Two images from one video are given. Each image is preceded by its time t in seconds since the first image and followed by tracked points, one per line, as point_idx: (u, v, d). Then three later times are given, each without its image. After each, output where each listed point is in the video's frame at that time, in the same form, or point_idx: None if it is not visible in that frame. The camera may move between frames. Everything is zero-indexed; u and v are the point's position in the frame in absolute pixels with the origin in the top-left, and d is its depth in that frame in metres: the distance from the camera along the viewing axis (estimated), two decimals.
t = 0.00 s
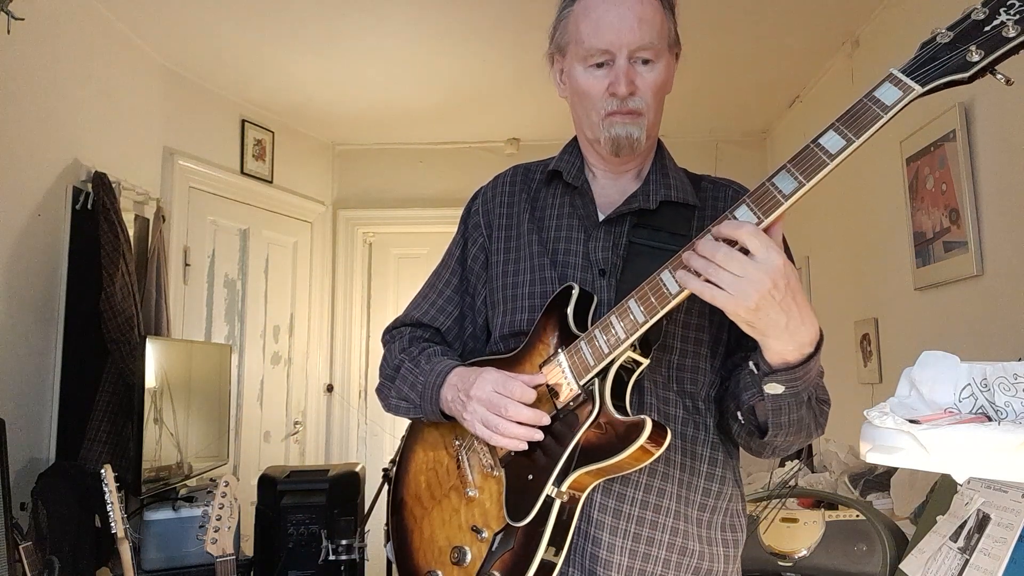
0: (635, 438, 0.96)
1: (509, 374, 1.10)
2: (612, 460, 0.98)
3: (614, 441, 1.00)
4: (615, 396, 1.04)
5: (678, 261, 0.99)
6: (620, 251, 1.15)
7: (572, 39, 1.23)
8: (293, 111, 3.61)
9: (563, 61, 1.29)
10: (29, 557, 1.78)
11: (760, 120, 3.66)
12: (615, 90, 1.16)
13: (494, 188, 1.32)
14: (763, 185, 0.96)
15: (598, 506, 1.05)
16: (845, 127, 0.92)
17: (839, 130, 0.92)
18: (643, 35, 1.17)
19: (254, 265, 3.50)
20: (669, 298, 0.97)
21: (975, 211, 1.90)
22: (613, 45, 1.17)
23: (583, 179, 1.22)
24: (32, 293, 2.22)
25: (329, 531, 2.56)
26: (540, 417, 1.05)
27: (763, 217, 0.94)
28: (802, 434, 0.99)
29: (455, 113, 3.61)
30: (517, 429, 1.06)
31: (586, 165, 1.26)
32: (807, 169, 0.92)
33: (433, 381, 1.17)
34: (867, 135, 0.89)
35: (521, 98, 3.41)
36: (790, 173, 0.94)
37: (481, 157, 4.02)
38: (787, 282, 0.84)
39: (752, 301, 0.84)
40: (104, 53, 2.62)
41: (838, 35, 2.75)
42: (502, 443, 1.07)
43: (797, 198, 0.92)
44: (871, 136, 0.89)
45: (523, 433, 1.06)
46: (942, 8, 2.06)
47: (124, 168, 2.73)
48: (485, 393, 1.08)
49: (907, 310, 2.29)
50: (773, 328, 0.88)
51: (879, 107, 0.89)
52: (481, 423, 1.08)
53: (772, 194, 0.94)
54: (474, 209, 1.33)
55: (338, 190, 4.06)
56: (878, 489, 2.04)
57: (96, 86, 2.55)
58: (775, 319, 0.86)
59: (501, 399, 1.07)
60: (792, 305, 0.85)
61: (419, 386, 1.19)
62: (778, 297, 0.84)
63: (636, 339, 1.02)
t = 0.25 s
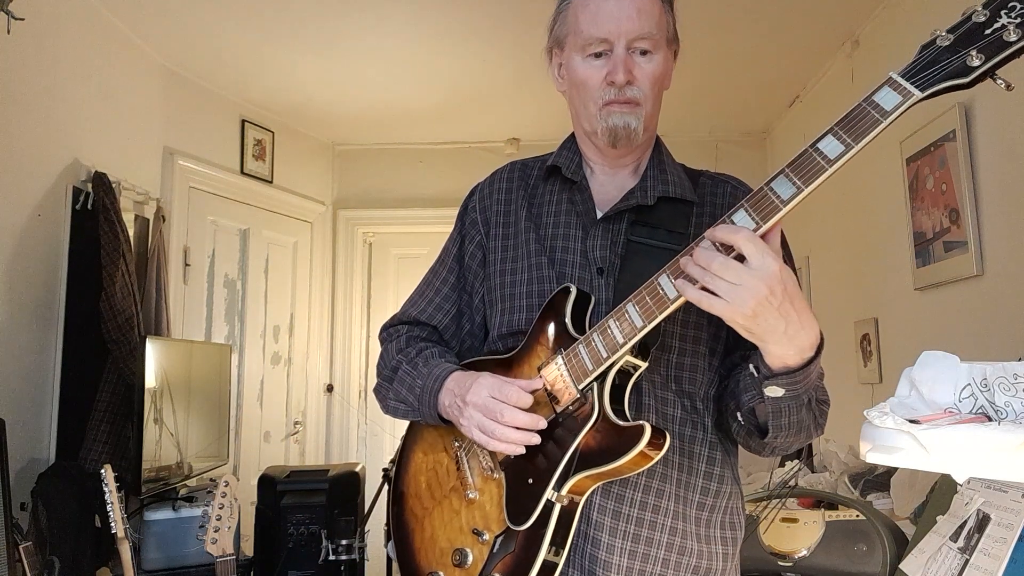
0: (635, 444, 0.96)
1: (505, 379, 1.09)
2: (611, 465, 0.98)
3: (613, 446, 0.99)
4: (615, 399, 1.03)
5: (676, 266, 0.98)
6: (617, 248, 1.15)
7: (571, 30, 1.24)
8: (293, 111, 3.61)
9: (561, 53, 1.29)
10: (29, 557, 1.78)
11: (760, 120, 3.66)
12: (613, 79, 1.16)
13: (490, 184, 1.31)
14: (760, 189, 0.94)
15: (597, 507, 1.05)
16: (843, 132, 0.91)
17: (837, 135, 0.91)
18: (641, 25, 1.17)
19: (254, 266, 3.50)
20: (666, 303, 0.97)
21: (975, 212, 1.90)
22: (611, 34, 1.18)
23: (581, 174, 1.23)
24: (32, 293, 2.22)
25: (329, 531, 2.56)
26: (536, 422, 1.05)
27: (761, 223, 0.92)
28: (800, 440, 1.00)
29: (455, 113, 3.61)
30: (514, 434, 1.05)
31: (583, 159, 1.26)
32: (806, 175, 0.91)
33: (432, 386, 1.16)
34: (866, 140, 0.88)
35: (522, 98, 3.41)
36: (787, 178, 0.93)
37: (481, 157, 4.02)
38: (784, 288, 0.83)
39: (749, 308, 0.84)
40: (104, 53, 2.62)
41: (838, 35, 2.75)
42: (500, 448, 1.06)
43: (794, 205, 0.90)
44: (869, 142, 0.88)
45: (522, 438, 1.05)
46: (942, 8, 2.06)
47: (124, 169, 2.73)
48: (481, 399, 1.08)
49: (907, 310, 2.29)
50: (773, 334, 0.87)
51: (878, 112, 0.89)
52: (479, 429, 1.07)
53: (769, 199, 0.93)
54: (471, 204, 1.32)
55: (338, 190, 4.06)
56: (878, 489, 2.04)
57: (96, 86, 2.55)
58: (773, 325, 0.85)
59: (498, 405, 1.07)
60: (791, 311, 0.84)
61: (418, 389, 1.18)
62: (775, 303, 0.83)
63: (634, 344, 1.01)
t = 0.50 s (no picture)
0: (635, 454, 0.97)
1: (502, 388, 1.08)
2: (612, 474, 0.99)
3: (614, 454, 1.00)
4: (615, 408, 1.03)
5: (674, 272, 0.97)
6: (616, 249, 1.15)
7: (568, 27, 1.23)
8: (293, 111, 3.61)
9: (558, 50, 1.28)
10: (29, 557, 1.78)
11: (760, 120, 3.66)
12: (610, 77, 1.15)
13: (487, 183, 1.32)
14: (759, 197, 0.92)
15: (600, 511, 1.06)
16: (843, 139, 0.88)
17: (837, 142, 0.89)
18: (639, 23, 1.16)
19: (254, 266, 3.50)
20: (667, 312, 0.96)
21: (975, 212, 1.90)
22: (609, 32, 1.17)
23: (579, 173, 1.22)
24: (32, 293, 2.22)
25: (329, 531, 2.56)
26: (535, 430, 1.04)
27: (760, 231, 0.90)
28: (802, 438, 0.99)
29: (454, 113, 3.61)
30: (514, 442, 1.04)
31: (580, 157, 1.25)
32: (806, 184, 0.89)
33: (432, 394, 1.15)
34: (867, 150, 0.85)
35: (522, 99, 3.41)
36: (787, 186, 0.90)
37: (480, 157, 4.02)
38: (784, 298, 0.82)
39: (749, 319, 0.83)
40: (104, 53, 2.62)
41: (838, 35, 2.75)
42: (500, 457, 1.05)
43: (794, 214, 0.89)
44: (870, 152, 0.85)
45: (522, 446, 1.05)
46: (942, 8, 2.06)
47: (124, 169, 2.73)
48: (479, 408, 1.07)
49: (907, 309, 2.29)
50: (773, 343, 0.86)
51: (879, 121, 0.86)
52: (478, 439, 1.07)
53: (770, 207, 0.91)
54: (468, 204, 1.32)
55: (338, 190, 4.06)
56: (878, 489, 2.04)
57: (96, 86, 2.55)
58: (774, 334, 0.85)
59: (496, 415, 1.06)
60: (791, 319, 0.84)
61: (418, 396, 1.17)
62: (775, 313, 0.83)
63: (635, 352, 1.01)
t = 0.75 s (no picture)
0: (640, 472, 0.96)
1: (498, 405, 1.07)
2: (618, 491, 0.99)
3: (619, 472, 0.99)
4: (620, 424, 1.03)
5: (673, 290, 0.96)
6: (615, 255, 1.14)
7: (561, 29, 1.19)
8: (293, 111, 3.61)
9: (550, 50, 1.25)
10: (29, 556, 1.78)
11: (760, 120, 3.66)
12: (605, 86, 1.13)
13: (482, 186, 1.30)
14: (760, 217, 0.89)
15: (605, 521, 1.06)
16: (845, 160, 0.85)
17: (839, 163, 0.86)
18: (635, 28, 1.12)
19: (254, 266, 3.50)
20: (669, 332, 0.95)
21: (975, 212, 1.90)
22: (603, 38, 1.14)
23: (574, 177, 1.21)
24: (32, 292, 2.22)
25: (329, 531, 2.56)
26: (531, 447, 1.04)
27: (762, 254, 0.88)
28: (809, 438, 0.96)
29: (454, 113, 3.61)
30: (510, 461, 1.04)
31: (575, 157, 1.24)
32: (808, 206, 0.86)
33: (437, 409, 1.13)
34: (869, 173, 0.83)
35: (522, 99, 3.41)
36: (788, 207, 0.88)
37: (480, 157, 4.02)
38: (787, 317, 0.81)
39: (752, 340, 0.82)
40: (104, 53, 2.62)
41: (838, 35, 2.75)
42: (497, 474, 1.05)
43: (796, 236, 0.86)
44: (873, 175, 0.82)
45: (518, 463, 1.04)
46: (942, 8, 2.06)
47: (124, 169, 2.73)
48: (474, 426, 1.06)
49: (907, 310, 2.29)
50: (779, 359, 0.85)
51: (882, 143, 0.82)
52: (475, 457, 1.06)
53: (771, 230, 0.88)
54: (463, 207, 1.31)
55: (339, 190, 4.06)
56: (878, 489, 2.04)
57: (96, 86, 2.55)
58: (777, 353, 0.84)
59: (491, 434, 1.05)
60: (796, 335, 0.83)
61: (423, 409, 1.16)
62: (779, 332, 0.82)
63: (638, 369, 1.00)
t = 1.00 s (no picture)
0: (646, 494, 0.96)
1: (506, 430, 1.07)
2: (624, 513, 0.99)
3: (624, 493, 0.99)
4: (624, 446, 1.02)
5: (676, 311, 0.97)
6: (613, 266, 1.13)
7: (550, 41, 1.16)
8: (293, 111, 3.61)
9: (539, 59, 1.22)
10: (29, 557, 1.78)
11: (760, 120, 3.66)
12: (597, 102, 1.11)
13: (475, 192, 1.29)
14: (759, 241, 0.90)
15: (614, 533, 1.06)
16: (845, 184, 0.85)
17: (838, 186, 0.85)
18: (626, 42, 1.09)
19: (254, 266, 3.50)
20: (669, 355, 0.96)
21: (974, 211, 1.90)
22: (594, 53, 1.10)
23: (567, 186, 1.19)
24: (32, 292, 2.21)
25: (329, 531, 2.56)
26: (541, 472, 1.05)
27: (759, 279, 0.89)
28: (813, 442, 0.95)
29: (454, 113, 3.61)
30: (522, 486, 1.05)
31: (568, 165, 1.22)
32: (807, 232, 0.86)
33: (443, 429, 1.14)
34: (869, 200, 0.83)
35: (522, 99, 3.41)
36: (787, 231, 0.88)
37: (481, 158, 4.02)
38: (795, 335, 0.81)
39: (761, 360, 0.83)
40: (105, 54, 2.62)
41: (838, 35, 2.75)
42: (506, 498, 1.06)
43: (795, 263, 0.86)
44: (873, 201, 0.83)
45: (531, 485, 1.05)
46: (942, 7, 2.06)
47: (124, 169, 2.73)
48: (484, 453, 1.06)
49: (907, 310, 2.29)
50: (787, 375, 0.86)
51: (883, 170, 0.82)
52: (484, 481, 1.07)
53: (770, 255, 0.88)
54: (456, 215, 1.30)
55: (339, 191, 4.06)
56: (879, 489, 2.03)
57: (96, 86, 2.55)
58: (785, 369, 0.85)
59: (500, 461, 1.05)
60: (803, 351, 0.84)
61: (428, 425, 1.16)
62: (787, 350, 0.82)
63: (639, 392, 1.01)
